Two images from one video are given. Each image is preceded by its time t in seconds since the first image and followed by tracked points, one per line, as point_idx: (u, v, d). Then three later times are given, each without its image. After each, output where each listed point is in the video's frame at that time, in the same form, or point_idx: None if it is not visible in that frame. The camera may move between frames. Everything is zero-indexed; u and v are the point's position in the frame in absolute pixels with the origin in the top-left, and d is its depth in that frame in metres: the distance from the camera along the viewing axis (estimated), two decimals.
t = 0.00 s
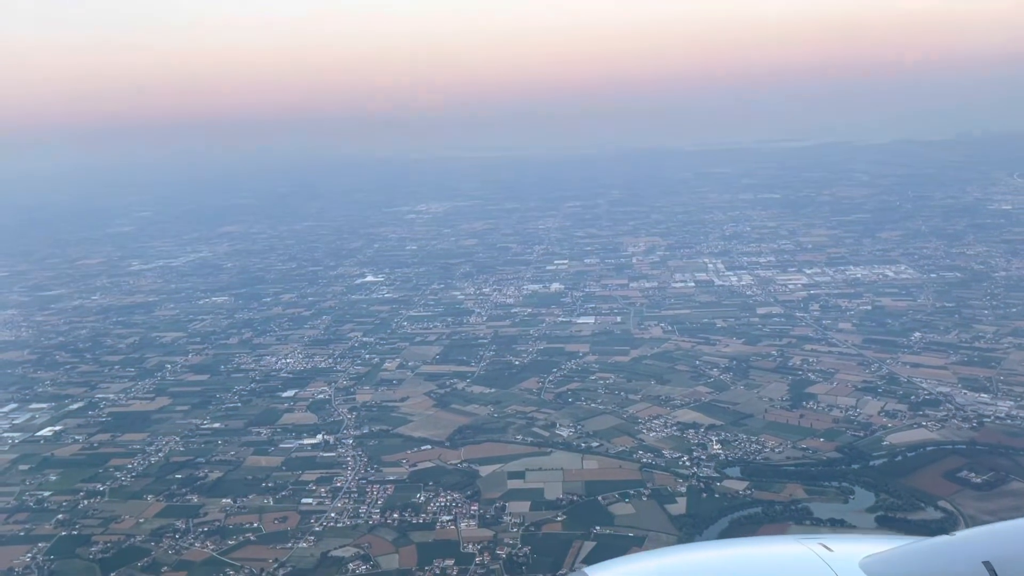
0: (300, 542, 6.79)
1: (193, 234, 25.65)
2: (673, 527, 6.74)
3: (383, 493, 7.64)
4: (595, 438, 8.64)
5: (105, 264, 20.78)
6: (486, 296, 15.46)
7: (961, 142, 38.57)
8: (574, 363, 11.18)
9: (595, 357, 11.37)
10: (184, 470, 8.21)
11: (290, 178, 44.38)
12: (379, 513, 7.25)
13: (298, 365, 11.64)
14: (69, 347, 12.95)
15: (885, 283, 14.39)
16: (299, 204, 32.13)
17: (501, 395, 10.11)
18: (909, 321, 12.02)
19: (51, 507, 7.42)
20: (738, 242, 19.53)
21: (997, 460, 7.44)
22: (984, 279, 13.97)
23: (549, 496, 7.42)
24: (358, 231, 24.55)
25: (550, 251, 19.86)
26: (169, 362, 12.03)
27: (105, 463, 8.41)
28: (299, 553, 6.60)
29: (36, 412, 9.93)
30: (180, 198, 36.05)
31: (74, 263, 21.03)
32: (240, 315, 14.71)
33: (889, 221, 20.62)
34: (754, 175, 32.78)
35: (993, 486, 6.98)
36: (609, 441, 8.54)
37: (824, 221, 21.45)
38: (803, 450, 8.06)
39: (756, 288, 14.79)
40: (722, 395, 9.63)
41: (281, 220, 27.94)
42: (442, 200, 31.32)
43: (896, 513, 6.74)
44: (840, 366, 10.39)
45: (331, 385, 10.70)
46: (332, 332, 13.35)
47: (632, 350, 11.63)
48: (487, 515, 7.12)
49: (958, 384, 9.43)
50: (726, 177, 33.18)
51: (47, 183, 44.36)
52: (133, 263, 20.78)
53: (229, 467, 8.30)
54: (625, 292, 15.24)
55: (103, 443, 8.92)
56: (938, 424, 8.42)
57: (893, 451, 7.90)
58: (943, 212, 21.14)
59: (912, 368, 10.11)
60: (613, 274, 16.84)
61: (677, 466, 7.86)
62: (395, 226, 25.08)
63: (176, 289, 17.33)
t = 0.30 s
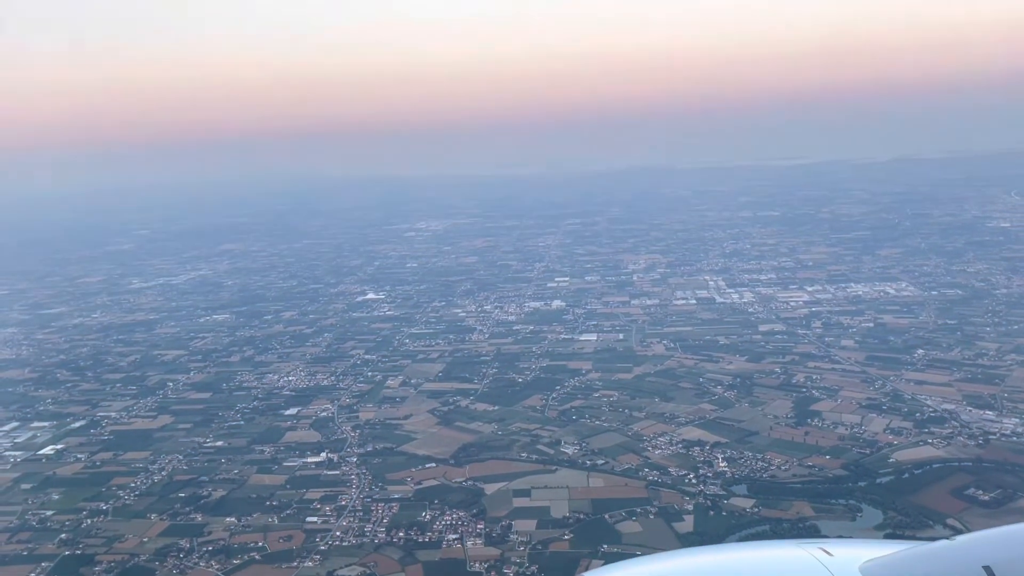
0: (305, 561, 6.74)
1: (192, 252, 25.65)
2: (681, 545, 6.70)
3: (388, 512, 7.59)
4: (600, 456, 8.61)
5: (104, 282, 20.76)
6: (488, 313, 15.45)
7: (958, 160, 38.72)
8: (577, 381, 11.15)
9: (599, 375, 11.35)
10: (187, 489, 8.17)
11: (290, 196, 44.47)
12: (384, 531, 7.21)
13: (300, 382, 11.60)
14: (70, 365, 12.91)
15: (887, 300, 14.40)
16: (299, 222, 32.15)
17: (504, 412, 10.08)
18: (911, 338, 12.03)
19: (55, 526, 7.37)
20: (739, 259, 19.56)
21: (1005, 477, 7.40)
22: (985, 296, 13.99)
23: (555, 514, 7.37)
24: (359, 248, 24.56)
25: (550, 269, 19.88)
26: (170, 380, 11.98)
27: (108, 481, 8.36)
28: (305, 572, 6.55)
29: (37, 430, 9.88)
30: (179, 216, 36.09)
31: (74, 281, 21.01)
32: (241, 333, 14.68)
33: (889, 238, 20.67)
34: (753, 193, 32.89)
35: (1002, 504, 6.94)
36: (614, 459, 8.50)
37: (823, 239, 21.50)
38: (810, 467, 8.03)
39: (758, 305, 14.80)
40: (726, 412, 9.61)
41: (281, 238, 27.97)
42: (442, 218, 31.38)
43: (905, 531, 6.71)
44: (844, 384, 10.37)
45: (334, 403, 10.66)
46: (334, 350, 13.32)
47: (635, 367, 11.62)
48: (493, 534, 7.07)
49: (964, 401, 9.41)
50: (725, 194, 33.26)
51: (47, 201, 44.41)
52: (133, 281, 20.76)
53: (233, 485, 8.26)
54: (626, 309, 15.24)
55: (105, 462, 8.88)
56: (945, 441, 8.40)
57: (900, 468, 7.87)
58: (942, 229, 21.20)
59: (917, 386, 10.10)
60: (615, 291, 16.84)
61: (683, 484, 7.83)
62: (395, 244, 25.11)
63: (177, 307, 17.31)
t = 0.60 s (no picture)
0: None
1: (192, 268, 25.64)
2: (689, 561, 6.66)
3: (394, 528, 7.55)
4: (605, 471, 8.58)
5: (105, 298, 20.72)
6: (490, 329, 15.44)
7: (956, 176, 38.91)
8: (580, 396, 11.14)
9: (602, 390, 11.32)
10: (191, 505, 8.13)
11: (289, 212, 44.51)
12: (390, 548, 7.16)
13: (303, 398, 11.57)
14: (71, 381, 12.87)
15: (889, 316, 14.42)
16: (299, 238, 32.18)
17: (508, 428, 10.05)
18: (914, 354, 12.04)
19: (58, 542, 7.33)
20: (739, 275, 19.59)
21: (1012, 492, 7.39)
22: (987, 312, 14.01)
23: (561, 530, 7.33)
24: (359, 264, 24.57)
25: (551, 284, 19.89)
26: (172, 396, 11.94)
27: (110, 498, 8.31)
28: None
29: (39, 447, 9.83)
30: (178, 232, 36.09)
31: (74, 297, 20.98)
32: (242, 349, 14.65)
33: (889, 254, 20.72)
34: (751, 208, 32.98)
35: (1010, 519, 6.92)
36: (620, 475, 8.47)
37: (823, 254, 21.55)
38: (815, 482, 8.02)
39: (760, 320, 14.81)
40: (731, 428, 9.59)
41: (281, 254, 27.98)
42: (442, 234, 31.41)
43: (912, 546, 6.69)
44: (848, 399, 10.36)
45: (337, 419, 10.63)
46: (336, 366, 13.30)
47: (638, 383, 11.60)
48: (499, 550, 7.03)
49: (968, 416, 9.41)
50: (724, 210, 33.36)
51: (46, 217, 44.41)
52: (133, 297, 20.72)
53: (237, 501, 8.22)
54: (628, 324, 15.24)
55: (108, 478, 8.83)
56: (951, 456, 8.39)
57: (906, 483, 7.86)
58: (942, 245, 21.26)
59: (921, 401, 10.09)
60: (616, 307, 16.85)
61: (689, 499, 7.80)
62: (395, 260, 25.12)
63: (177, 322, 17.28)
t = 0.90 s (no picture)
0: None
1: (193, 282, 25.66)
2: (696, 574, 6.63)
3: (399, 542, 7.51)
4: (610, 485, 8.56)
5: (105, 312, 20.71)
6: (491, 342, 15.45)
7: (954, 190, 39.12)
8: (584, 409, 11.12)
9: (605, 403, 11.31)
10: (195, 519, 8.09)
11: (288, 226, 44.55)
12: (396, 562, 7.12)
13: (306, 412, 11.54)
14: (73, 395, 12.84)
15: (891, 329, 14.44)
16: (299, 251, 32.21)
17: (512, 441, 10.04)
18: (917, 367, 12.05)
19: (62, 557, 7.28)
20: (740, 288, 19.64)
21: (1019, 505, 7.37)
22: (989, 325, 14.04)
23: (567, 544, 7.29)
24: (360, 277, 24.59)
25: (552, 298, 19.92)
26: (174, 409, 11.93)
27: (114, 512, 8.28)
28: None
29: (41, 461, 9.80)
30: (178, 246, 36.14)
31: (75, 311, 20.98)
32: (244, 363, 14.63)
33: (889, 267, 20.78)
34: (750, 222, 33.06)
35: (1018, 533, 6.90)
36: (625, 489, 8.45)
37: (823, 268, 21.61)
38: (822, 496, 8.00)
39: (762, 333, 14.82)
40: (736, 441, 9.58)
41: (281, 267, 28.01)
42: (442, 248, 31.47)
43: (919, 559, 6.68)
44: (853, 412, 10.36)
45: (340, 433, 10.61)
46: (338, 379, 13.29)
47: (641, 396, 11.59)
48: (506, 564, 6.99)
49: (973, 430, 9.40)
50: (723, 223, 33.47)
51: (45, 232, 44.44)
52: (134, 311, 20.70)
53: (241, 515, 8.19)
54: (630, 337, 15.25)
55: (111, 493, 8.80)
56: (957, 469, 8.37)
57: (913, 497, 7.85)
58: (942, 259, 21.33)
59: (925, 415, 10.09)
60: (618, 320, 16.87)
61: (695, 513, 7.78)
62: (396, 273, 25.15)
63: (178, 336, 17.26)
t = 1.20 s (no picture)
0: None
1: (192, 293, 25.63)
2: None
3: (405, 554, 7.47)
4: (615, 496, 8.53)
5: (105, 323, 20.67)
6: (493, 353, 15.44)
7: (952, 202, 39.29)
8: (587, 421, 11.10)
9: (609, 415, 11.28)
10: (199, 532, 8.05)
11: (287, 237, 44.52)
12: (401, 573, 7.09)
13: (308, 424, 11.51)
14: (74, 408, 12.80)
15: (893, 340, 14.46)
16: (299, 263, 32.22)
17: (516, 452, 10.02)
18: (920, 378, 12.06)
19: (65, 570, 7.24)
20: (740, 299, 19.66)
21: None
22: (990, 336, 14.07)
23: (574, 556, 7.26)
24: (360, 289, 24.59)
25: (553, 309, 19.92)
26: (176, 421, 11.89)
27: (117, 525, 8.24)
28: None
29: (44, 473, 9.76)
30: (177, 258, 36.13)
31: (75, 323, 20.93)
32: (245, 374, 14.60)
33: (889, 279, 20.84)
34: (750, 234, 33.10)
35: None
36: (631, 500, 8.42)
37: (823, 279, 21.65)
38: (828, 507, 7.99)
39: (764, 345, 14.83)
40: (741, 453, 9.56)
41: (281, 279, 28.01)
42: (441, 259, 31.49)
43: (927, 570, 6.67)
44: (857, 423, 10.36)
45: (343, 444, 10.58)
46: (340, 391, 13.26)
47: (645, 407, 11.58)
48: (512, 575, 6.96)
49: (978, 441, 9.40)
50: (722, 235, 33.54)
51: (43, 242, 44.41)
52: (134, 323, 20.66)
53: (245, 527, 8.16)
54: (632, 349, 15.25)
55: (114, 505, 8.75)
56: (963, 481, 8.36)
57: (920, 508, 7.84)
58: (941, 270, 21.40)
59: (929, 426, 10.09)
60: (619, 331, 16.87)
61: (702, 525, 7.75)
62: (396, 285, 25.16)
63: (179, 348, 17.23)
